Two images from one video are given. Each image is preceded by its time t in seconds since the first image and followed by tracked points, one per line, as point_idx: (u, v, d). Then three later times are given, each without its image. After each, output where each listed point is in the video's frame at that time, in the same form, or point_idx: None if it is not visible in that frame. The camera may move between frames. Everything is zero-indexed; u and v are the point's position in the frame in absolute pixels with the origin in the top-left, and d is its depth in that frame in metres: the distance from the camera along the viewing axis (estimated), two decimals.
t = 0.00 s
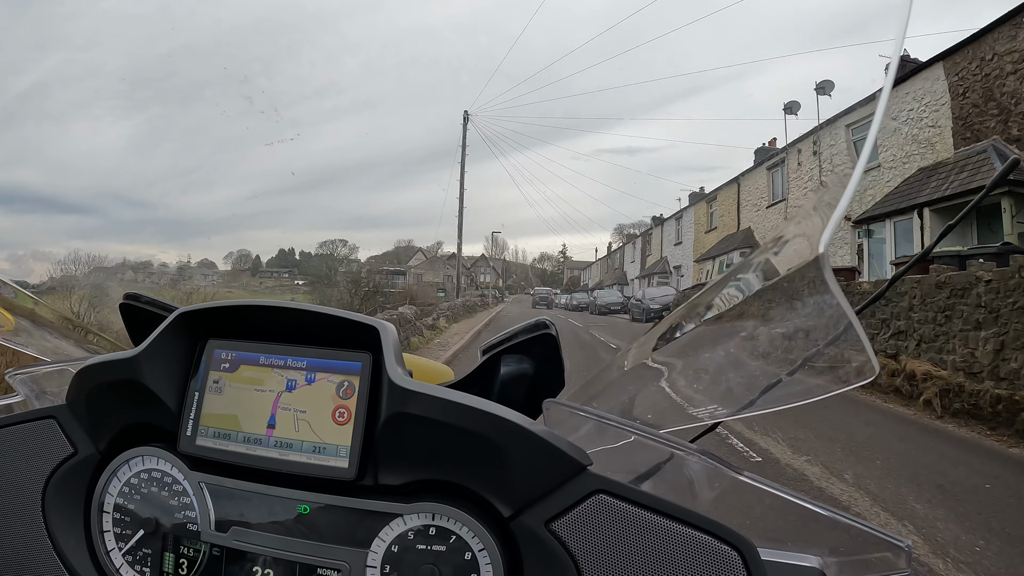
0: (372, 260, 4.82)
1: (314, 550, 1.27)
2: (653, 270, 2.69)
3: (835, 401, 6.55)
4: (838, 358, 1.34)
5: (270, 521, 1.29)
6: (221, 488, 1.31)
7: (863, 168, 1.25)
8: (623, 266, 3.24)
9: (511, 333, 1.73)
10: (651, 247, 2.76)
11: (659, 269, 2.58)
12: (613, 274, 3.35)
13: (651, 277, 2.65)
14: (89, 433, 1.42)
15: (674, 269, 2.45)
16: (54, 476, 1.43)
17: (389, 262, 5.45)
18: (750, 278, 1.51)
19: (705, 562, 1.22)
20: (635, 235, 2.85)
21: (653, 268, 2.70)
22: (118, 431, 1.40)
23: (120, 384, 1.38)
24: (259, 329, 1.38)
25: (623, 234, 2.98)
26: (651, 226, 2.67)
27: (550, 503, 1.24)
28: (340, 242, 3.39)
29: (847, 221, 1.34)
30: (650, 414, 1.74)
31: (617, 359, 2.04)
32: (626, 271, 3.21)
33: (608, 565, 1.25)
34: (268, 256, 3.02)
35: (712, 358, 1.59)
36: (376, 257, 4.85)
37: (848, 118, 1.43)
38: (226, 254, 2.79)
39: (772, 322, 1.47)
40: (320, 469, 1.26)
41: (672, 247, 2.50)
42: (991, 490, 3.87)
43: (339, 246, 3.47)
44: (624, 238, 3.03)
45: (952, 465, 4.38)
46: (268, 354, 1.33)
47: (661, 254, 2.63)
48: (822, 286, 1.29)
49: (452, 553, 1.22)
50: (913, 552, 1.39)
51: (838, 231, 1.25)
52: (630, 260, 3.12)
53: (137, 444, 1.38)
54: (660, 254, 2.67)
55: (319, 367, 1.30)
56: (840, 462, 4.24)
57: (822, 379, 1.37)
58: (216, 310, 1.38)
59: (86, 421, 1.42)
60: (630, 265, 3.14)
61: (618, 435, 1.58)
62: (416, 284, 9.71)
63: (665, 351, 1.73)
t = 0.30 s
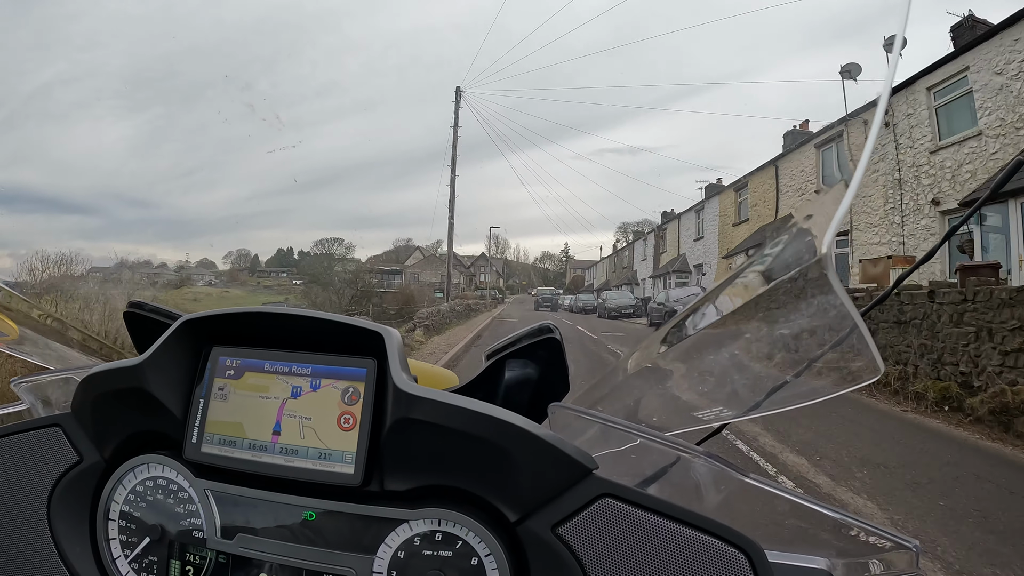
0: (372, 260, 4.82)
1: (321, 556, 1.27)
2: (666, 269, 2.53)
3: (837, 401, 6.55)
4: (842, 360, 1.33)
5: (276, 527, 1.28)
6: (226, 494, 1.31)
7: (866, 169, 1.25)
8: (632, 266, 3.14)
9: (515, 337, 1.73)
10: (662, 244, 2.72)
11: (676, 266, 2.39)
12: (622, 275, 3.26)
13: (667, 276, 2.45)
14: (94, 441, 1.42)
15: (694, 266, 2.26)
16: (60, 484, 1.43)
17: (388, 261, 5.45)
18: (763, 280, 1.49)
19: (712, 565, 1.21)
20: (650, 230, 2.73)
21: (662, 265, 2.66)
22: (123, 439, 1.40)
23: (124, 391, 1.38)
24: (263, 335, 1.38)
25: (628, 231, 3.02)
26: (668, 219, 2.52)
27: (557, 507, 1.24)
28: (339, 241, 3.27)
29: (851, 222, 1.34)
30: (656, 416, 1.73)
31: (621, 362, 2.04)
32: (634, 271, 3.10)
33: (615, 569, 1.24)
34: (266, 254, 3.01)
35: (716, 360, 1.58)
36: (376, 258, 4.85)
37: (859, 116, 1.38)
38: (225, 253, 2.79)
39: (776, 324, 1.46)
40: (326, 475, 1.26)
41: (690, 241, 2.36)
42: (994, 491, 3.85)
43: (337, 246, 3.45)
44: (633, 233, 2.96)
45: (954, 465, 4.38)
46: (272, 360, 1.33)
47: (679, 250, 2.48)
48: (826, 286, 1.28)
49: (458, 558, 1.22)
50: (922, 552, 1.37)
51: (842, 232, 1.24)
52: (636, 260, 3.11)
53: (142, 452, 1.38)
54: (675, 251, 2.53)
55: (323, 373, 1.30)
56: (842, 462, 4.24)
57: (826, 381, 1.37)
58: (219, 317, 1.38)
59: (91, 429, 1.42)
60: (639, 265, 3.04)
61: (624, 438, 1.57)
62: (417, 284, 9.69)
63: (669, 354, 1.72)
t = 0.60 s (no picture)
0: (372, 259, 4.81)
1: (327, 560, 1.27)
2: (684, 267, 2.16)
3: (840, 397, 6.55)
4: (845, 356, 1.33)
5: (281, 532, 1.28)
6: (231, 500, 1.30)
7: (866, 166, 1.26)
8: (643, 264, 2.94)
9: (518, 338, 1.72)
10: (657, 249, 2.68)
11: (698, 264, 2.00)
12: (630, 274, 3.04)
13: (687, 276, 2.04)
14: (98, 448, 1.42)
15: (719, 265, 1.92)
16: (65, 491, 1.43)
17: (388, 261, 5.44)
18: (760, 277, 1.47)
19: (718, 564, 1.21)
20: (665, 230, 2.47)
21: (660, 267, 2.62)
22: (127, 445, 1.39)
23: (127, 398, 1.38)
24: (265, 340, 1.37)
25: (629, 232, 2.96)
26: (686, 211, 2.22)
27: (562, 508, 1.23)
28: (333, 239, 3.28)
29: (855, 219, 1.33)
30: (660, 415, 1.72)
31: (624, 362, 2.03)
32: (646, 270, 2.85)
33: (621, 569, 1.23)
34: (265, 254, 3.00)
35: (720, 358, 1.57)
36: (376, 257, 4.84)
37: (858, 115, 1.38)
38: (225, 252, 2.79)
39: (779, 321, 1.46)
40: (330, 479, 1.25)
41: (716, 236, 2.04)
42: (1000, 486, 3.83)
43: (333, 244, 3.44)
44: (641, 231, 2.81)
45: (958, 459, 4.38)
46: (275, 365, 1.33)
47: (701, 245, 2.12)
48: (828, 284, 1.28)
49: (465, 561, 1.21)
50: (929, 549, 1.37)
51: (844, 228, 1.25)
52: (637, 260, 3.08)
53: (145, 459, 1.38)
54: (695, 247, 2.17)
55: (327, 378, 1.29)
56: (846, 457, 4.25)
57: (830, 378, 1.37)
58: (221, 322, 1.37)
59: (94, 436, 1.42)
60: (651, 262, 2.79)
61: (628, 437, 1.58)
62: (419, 285, 9.71)
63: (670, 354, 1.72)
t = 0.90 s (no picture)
0: (372, 258, 4.81)
1: (329, 567, 1.26)
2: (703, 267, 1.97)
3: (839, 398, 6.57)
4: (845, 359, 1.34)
5: (282, 539, 1.28)
6: (231, 507, 1.30)
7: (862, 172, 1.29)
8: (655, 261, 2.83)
9: (517, 344, 1.72)
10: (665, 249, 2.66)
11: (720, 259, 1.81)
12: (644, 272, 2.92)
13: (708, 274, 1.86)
14: (98, 456, 1.42)
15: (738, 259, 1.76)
16: (66, 499, 1.43)
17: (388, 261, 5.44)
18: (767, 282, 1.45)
19: (721, 567, 1.20)
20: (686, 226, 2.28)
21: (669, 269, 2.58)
22: (127, 453, 1.39)
23: (128, 406, 1.37)
24: (265, 348, 1.37)
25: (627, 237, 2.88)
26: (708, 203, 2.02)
27: (563, 513, 1.23)
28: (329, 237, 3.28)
29: (853, 221, 1.34)
30: (660, 420, 1.71)
31: (623, 367, 2.03)
32: (662, 267, 2.69)
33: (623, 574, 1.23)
34: (264, 255, 3.00)
35: (720, 362, 1.57)
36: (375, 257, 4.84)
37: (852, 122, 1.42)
38: (224, 252, 2.79)
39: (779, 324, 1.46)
40: (331, 486, 1.25)
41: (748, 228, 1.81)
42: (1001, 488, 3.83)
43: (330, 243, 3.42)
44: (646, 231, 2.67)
45: (957, 460, 4.41)
46: (275, 372, 1.32)
47: (727, 240, 1.89)
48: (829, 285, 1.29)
49: (466, 566, 1.21)
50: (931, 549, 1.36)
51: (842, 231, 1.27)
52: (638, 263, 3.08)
53: (146, 466, 1.38)
54: (715, 242, 1.98)
55: (327, 385, 1.29)
56: (845, 459, 4.26)
57: (830, 381, 1.37)
58: (221, 330, 1.37)
59: (94, 444, 1.42)
60: (667, 259, 2.64)
61: (629, 442, 1.57)
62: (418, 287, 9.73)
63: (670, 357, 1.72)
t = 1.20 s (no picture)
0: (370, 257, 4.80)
1: (329, 570, 1.26)
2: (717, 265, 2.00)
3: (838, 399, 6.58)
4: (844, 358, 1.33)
5: (282, 543, 1.28)
6: (231, 511, 1.30)
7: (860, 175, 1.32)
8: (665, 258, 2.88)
9: (517, 346, 1.71)
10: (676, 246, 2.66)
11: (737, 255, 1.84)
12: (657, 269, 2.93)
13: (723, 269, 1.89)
14: (98, 461, 1.41)
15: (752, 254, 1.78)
16: (66, 503, 1.42)
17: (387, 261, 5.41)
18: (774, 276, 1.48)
19: (721, 568, 1.20)
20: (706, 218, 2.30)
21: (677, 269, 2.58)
22: (127, 458, 1.39)
23: (127, 410, 1.37)
24: (264, 351, 1.37)
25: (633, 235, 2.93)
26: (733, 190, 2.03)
27: (564, 515, 1.22)
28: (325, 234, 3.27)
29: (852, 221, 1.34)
30: (660, 421, 1.71)
31: (623, 368, 2.02)
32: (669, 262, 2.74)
33: None
34: (264, 254, 3.00)
35: (720, 363, 1.57)
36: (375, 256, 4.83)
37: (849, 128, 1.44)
38: (223, 251, 2.79)
39: (778, 323, 1.46)
40: (331, 489, 1.25)
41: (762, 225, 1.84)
42: (998, 488, 3.84)
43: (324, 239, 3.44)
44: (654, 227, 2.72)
45: (956, 460, 4.41)
46: (274, 376, 1.32)
47: (743, 237, 1.94)
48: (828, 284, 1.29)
49: (466, 569, 1.21)
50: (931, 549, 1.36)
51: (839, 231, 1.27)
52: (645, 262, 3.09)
53: (145, 471, 1.38)
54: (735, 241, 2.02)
55: (327, 388, 1.29)
56: (844, 458, 4.27)
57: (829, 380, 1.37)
58: (219, 333, 1.37)
59: (93, 448, 1.42)
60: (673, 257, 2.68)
61: (629, 443, 1.57)
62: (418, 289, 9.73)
63: (670, 358, 1.72)
